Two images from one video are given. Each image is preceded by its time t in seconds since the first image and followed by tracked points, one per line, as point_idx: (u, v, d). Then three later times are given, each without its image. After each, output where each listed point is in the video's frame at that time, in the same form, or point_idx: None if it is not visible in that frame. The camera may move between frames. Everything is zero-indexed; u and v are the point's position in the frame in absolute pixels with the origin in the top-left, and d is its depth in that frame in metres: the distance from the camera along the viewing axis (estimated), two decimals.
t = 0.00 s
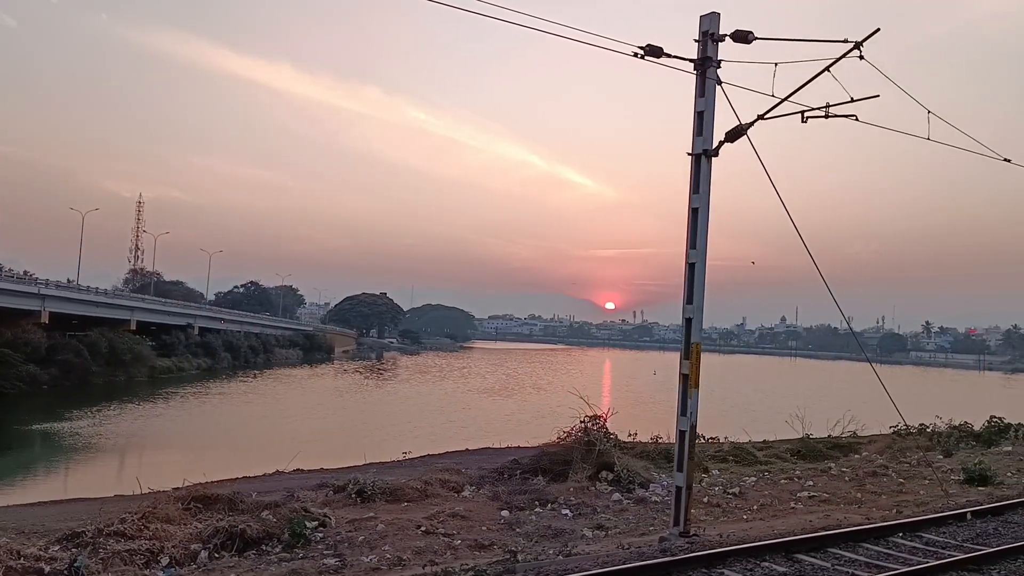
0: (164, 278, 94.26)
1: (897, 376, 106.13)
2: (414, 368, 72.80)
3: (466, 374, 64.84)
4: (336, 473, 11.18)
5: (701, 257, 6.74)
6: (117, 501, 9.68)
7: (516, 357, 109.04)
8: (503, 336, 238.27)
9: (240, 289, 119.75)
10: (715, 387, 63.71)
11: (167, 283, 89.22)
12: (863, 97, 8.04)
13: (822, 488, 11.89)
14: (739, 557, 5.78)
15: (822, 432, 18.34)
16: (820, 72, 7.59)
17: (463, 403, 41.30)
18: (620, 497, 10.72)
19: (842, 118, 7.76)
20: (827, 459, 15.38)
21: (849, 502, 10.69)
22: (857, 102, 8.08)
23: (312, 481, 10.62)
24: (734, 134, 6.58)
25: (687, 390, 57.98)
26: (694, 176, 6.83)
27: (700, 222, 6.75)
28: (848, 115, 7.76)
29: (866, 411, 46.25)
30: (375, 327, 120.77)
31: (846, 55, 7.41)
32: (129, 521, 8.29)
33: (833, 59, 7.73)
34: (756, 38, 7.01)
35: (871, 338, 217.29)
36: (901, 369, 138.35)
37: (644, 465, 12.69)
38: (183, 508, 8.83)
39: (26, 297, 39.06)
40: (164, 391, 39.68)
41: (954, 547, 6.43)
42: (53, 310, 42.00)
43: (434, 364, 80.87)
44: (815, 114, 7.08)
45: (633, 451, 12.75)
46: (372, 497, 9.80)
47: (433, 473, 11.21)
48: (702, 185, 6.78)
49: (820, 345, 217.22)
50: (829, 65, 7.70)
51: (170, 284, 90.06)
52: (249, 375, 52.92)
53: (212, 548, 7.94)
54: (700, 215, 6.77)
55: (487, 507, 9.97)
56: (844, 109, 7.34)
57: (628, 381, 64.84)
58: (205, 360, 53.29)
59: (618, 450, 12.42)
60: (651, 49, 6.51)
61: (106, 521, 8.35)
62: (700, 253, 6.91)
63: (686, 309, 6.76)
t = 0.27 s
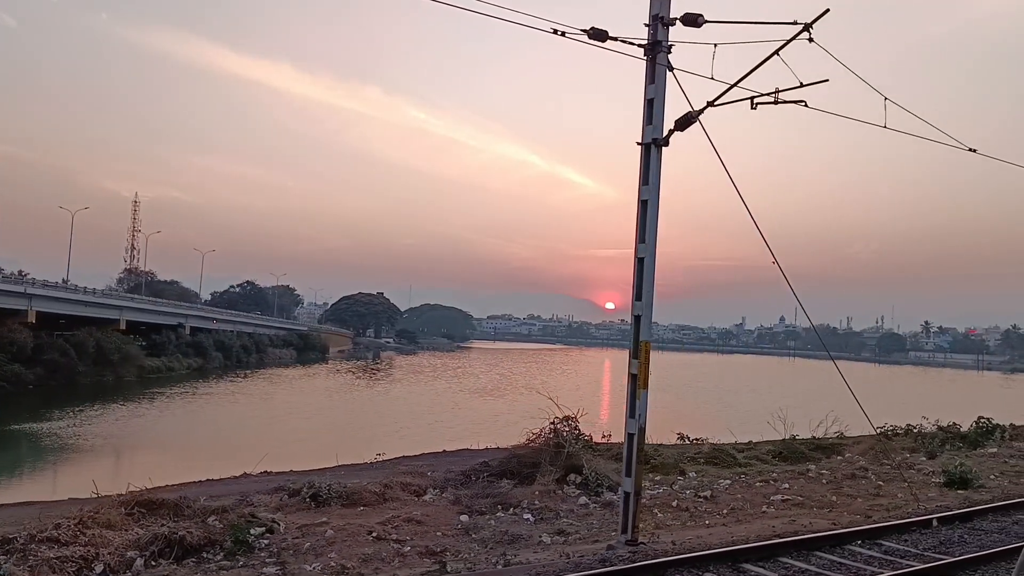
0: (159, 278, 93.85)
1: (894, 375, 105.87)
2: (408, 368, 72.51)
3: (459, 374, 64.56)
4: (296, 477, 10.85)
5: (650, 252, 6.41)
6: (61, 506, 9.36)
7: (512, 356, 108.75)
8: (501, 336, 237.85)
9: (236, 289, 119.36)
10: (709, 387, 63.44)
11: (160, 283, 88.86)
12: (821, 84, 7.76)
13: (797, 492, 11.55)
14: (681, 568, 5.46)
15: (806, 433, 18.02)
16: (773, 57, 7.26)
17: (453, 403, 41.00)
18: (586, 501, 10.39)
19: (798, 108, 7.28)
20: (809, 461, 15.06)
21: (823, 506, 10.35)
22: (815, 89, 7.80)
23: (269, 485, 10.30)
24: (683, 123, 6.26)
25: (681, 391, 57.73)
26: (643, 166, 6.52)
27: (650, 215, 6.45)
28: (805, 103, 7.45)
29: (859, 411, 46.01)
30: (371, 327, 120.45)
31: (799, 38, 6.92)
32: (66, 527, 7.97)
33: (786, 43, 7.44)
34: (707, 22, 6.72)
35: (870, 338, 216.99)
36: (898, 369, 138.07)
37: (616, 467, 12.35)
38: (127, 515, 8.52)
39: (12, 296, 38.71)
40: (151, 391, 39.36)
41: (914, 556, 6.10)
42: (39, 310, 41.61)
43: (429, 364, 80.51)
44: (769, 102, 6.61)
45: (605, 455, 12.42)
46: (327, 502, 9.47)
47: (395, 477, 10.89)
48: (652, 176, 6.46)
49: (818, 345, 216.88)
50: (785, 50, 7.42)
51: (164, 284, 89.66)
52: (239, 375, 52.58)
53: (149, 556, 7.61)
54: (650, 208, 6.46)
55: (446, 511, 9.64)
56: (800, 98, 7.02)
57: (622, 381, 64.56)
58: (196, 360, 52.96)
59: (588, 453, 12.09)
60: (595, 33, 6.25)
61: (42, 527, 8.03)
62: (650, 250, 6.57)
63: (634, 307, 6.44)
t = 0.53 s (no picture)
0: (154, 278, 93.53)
1: (892, 375, 105.44)
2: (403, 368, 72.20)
3: (454, 374, 64.26)
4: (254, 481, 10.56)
5: (595, 246, 6.12)
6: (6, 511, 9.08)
7: (510, 356, 108.40)
8: (501, 336, 237.46)
9: (233, 289, 119.00)
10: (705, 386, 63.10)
11: (156, 282, 88.52)
12: (764, 64, 7.59)
13: (772, 495, 11.25)
14: None
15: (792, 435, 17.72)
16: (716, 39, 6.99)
17: (444, 403, 40.73)
18: (551, 504, 10.08)
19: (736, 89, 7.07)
20: (790, 463, 14.77)
21: (796, 510, 10.03)
22: (758, 70, 7.64)
23: (224, 489, 9.99)
24: (629, 110, 5.95)
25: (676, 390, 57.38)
26: (588, 156, 6.22)
27: (595, 206, 6.13)
28: (748, 86, 7.26)
29: (854, 411, 45.69)
30: (368, 327, 120.07)
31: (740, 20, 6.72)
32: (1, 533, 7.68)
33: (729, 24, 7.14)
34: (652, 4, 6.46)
35: (870, 338, 216.44)
36: (898, 369, 137.58)
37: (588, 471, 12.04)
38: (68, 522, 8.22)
39: None
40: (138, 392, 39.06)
41: (869, 565, 5.86)
42: (27, 310, 41.34)
43: (425, 364, 80.22)
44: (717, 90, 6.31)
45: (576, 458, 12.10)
46: (280, 506, 9.15)
47: (356, 480, 10.59)
48: (597, 166, 6.16)
49: (818, 344, 216.41)
50: (726, 31, 7.24)
51: (160, 284, 89.34)
52: (231, 375, 52.30)
53: (83, 564, 7.30)
54: (595, 200, 6.15)
55: (403, 516, 9.34)
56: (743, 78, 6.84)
57: (617, 381, 64.22)
58: (187, 360, 52.66)
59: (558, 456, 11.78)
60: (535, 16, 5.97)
61: None
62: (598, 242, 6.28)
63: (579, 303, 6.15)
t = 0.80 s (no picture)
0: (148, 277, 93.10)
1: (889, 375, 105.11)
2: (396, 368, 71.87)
3: (447, 374, 63.93)
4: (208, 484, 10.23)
5: (533, 239, 5.79)
6: None
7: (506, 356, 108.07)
8: (499, 336, 237.04)
9: (228, 289, 118.53)
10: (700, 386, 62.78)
11: (149, 282, 88.11)
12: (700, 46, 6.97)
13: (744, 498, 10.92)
14: None
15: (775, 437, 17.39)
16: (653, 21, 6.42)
17: (433, 404, 40.38)
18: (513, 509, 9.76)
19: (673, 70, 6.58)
20: (769, 465, 14.44)
21: (766, 514, 9.71)
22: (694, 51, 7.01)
23: (173, 494, 9.66)
24: (566, 95, 5.64)
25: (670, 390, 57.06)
26: (526, 144, 5.89)
27: (533, 197, 5.81)
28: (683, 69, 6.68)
29: (847, 411, 45.41)
30: (364, 327, 119.66)
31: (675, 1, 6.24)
32: None
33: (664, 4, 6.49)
34: None
35: (868, 338, 216.14)
36: (896, 368, 137.21)
37: (556, 474, 11.71)
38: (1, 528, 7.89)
39: None
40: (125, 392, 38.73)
41: None
42: (13, 310, 40.95)
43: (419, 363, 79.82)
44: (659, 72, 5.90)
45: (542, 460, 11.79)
46: (228, 512, 8.82)
47: (313, 483, 10.28)
48: (536, 155, 5.83)
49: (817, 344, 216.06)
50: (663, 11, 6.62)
51: (153, 284, 88.90)
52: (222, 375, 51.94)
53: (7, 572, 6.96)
54: (533, 191, 5.82)
55: (357, 521, 9.01)
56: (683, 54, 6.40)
57: (611, 381, 63.90)
58: (178, 360, 52.32)
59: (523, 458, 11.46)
60: None
61: None
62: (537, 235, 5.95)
63: (516, 300, 5.81)
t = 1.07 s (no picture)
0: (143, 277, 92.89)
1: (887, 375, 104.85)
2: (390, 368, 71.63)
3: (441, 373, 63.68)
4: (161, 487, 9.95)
5: (464, 230, 5.45)
6: None
7: (502, 356, 107.85)
8: (497, 336, 236.77)
9: (224, 288, 118.25)
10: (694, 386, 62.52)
11: (144, 282, 87.85)
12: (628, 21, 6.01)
13: (714, 502, 10.60)
14: None
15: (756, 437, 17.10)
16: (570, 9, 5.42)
17: (422, 404, 40.10)
18: (472, 513, 9.44)
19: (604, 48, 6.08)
20: (748, 467, 14.13)
21: (732, 519, 9.38)
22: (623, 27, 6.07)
23: (123, 498, 9.39)
24: (496, 79, 5.31)
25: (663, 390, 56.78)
26: (458, 131, 5.57)
27: (464, 186, 5.49)
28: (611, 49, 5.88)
29: (841, 410, 45.10)
30: (361, 327, 119.42)
31: None
32: None
33: None
34: None
35: (867, 338, 215.88)
36: (894, 369, 136.94)
37: (523, 477, 11.40)
38: None
39: None
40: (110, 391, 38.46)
41: None
42: None
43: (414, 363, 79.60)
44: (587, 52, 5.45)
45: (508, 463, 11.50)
46: (173, 517, 8.53)
47: (270, 486, 10.00)
48: (467, 143, 5.52)
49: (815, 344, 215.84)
50: None
51: (148, 283, 88.66)
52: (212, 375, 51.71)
53: None
54: (464, 180, 5.51)
55: (307, 526, 8.70)
56: (616, 30, 5.91)
57: (605, 381, 63.61)
58: (168, 360, 52.06)
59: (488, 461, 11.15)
60: None
61: None
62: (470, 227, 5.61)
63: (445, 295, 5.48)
